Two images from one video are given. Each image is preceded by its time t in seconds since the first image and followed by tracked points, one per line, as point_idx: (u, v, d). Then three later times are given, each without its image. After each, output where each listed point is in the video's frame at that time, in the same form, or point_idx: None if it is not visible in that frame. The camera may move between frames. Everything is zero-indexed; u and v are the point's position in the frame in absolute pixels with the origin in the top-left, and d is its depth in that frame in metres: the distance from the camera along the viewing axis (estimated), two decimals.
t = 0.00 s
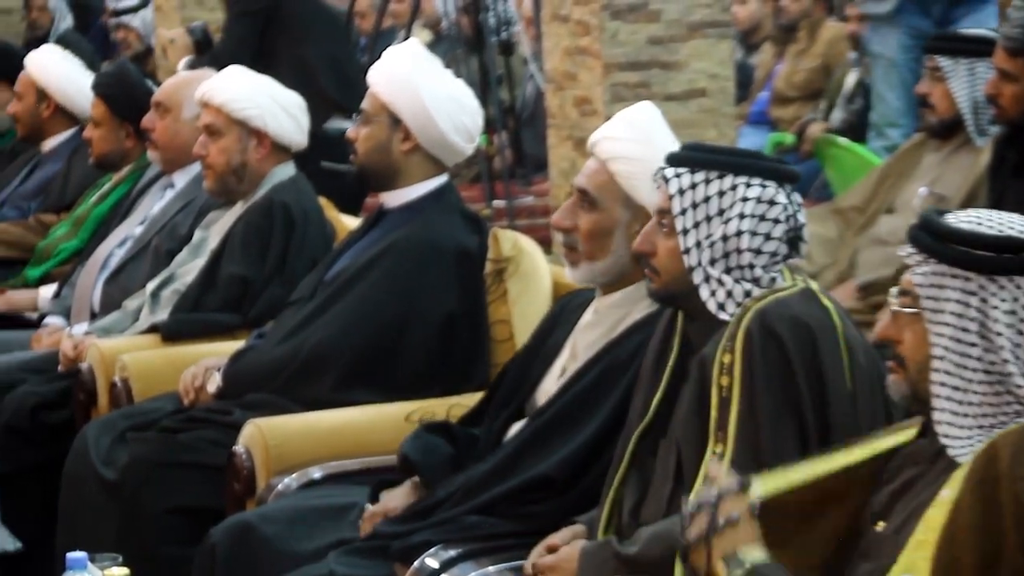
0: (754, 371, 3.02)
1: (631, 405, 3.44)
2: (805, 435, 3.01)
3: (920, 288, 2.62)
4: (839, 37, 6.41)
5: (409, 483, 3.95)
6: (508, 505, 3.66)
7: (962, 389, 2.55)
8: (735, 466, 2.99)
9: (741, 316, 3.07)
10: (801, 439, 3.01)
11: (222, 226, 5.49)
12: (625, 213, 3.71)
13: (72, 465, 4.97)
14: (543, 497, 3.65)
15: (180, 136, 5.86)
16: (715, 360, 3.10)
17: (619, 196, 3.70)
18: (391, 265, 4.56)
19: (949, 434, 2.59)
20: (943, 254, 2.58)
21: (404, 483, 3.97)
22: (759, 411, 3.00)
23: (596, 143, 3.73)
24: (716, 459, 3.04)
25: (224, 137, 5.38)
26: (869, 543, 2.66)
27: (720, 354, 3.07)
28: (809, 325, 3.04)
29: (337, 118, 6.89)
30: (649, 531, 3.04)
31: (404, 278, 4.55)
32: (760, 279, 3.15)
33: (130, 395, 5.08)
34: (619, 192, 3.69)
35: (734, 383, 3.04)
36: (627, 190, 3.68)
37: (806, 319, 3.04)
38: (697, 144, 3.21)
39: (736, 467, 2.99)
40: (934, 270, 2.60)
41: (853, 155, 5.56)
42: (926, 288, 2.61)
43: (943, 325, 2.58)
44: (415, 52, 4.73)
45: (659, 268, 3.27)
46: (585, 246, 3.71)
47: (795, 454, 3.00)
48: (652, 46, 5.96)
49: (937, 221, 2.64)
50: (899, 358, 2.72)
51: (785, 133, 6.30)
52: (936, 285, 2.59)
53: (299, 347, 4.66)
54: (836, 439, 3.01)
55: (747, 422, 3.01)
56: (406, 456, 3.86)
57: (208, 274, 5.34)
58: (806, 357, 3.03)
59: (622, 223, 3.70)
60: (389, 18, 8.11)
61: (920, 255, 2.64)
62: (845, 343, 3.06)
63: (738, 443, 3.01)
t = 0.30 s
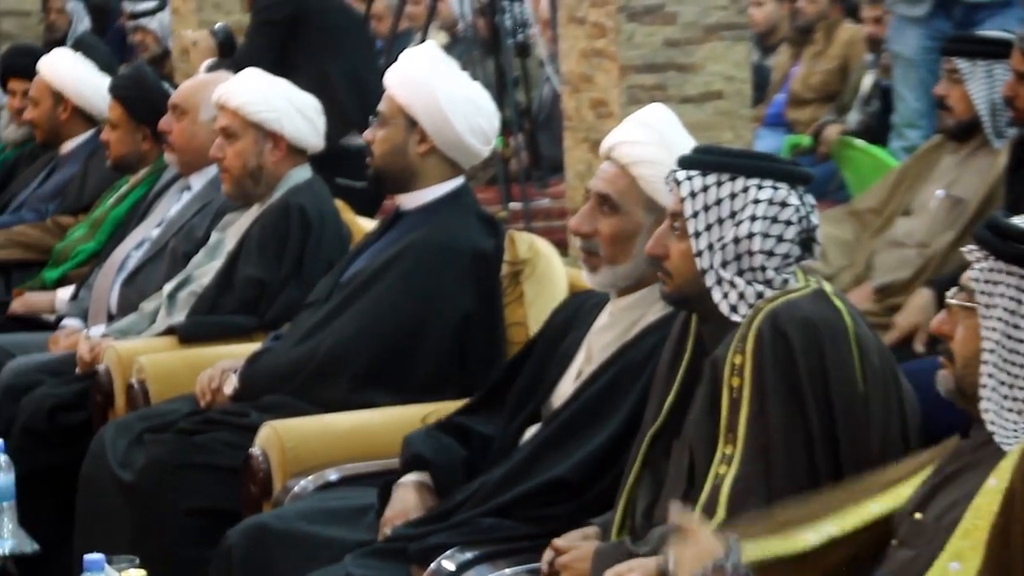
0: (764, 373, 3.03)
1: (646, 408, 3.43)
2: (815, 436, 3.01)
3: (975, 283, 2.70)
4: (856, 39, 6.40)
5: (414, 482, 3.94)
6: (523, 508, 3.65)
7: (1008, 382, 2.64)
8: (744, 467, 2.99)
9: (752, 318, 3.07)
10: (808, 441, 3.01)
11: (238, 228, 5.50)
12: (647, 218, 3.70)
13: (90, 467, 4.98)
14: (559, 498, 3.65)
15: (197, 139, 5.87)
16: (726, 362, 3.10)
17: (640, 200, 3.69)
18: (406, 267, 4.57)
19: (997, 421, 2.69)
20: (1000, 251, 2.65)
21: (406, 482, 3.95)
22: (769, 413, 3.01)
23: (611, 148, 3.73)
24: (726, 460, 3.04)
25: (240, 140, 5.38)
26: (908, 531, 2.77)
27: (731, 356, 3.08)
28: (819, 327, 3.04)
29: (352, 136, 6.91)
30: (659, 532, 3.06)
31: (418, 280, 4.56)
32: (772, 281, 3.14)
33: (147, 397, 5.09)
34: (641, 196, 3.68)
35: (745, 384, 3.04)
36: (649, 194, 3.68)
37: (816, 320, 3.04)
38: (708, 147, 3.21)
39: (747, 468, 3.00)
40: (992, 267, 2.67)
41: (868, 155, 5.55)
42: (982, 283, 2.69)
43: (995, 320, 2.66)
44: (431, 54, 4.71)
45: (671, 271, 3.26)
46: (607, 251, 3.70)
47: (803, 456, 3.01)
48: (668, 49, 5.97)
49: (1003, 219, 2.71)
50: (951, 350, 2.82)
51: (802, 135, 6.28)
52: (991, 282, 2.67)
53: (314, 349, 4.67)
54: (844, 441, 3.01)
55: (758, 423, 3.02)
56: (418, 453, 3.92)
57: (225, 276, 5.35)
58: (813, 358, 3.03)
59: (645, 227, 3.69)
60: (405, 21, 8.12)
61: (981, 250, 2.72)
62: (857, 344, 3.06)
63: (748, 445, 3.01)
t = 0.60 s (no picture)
0: (780, 379, 3.02)
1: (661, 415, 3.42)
2: (831, 444, 2.99)
3: (1004, 284, 2.73)
4: (871, 44, 6.40)
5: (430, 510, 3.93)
6: (539, 512, 3.65)
7: None
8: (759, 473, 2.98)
9: (768, 324, 3.07)
10: (824, 449, 3.00)
11: (254, 232, 5.51)
12: (664, 222, 3.71)
13: (105, 471, 4.99)
14: (573, 504, 3.64)
15: (213, 143, 5.88)
16: (742, 368, 3.10)
17: (659, 206, 3.69)
18: (424, 271, 4.57)
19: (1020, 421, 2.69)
20: None
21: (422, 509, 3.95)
22: (784, 418, 2.99)
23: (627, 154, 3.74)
24: (740, 466, 3.03)
25: (255, 144, 5.40)
26: (926, 535, 2.79)
27: (746, 362, 3.07)
28: (837, 332, 3.04)
29: (366, 143, 6.91)
30: (675, 536, 3.05)
31: (433, 284, 4.56)
32: (789, 287, 3.14)
33: (162, 401, 5.10)
34: (658, 201, 3.69)
35: (761, 390, 3.03)
36: (665, 200, 3.69)
37: (832, 326, 3.04)
38: (724, 152, 3.21)
39: (763, 475, 2.98)
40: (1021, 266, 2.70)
41: (881, 158, 5.47)
42: (1010, 284, 2.72)
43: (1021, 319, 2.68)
44: (446, 58, 4.70)
45: (687, 276, 3.25)
46: (624, 257, 3.71)
47: (818, 460, 2.99)
48: (683, 53, 5.96)
49: None
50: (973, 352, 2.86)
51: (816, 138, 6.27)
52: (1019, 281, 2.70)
53: (329, 352, 4.67)
54: (859, 444, 3.00)
55: (774, 429, 3.01)
56: (432, 461, 3.89)
57: (240, 281, 5.36)
58: (829, 364, 3.02)
59: (662, 232, 3.70)
60: (420, 24, 8.13)
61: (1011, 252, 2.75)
62: (873, 350, 3.06)
63: (764, 450, 3.00)
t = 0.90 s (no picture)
0: (798, 387, 3.00)
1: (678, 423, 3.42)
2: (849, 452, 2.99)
3: None
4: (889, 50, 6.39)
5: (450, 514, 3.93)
6: (556, 519, 3.66)
7: None
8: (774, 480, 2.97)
9: (786, 331, 3.05)
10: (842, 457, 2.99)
11: (272, 237, 5.52)
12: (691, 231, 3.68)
13: (123, 478, 5.01)
14: (590, 511, 3.65)
15: (231, 150, 5.88)
16: (759, 374, 3.08)
17: (686, 215, 3.68)
18: (443, 277, 4.57)
19: None
20: None
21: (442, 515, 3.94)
22: (801, 425, 2.98)
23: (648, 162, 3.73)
24: (754, 472, 3.01)
25: (270, 151, 5.41)
26: (948, 546, 2.81)
27: (763, 369, 3.06)
28: (856, 341, 3.03)
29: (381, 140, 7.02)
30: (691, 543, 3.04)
31: (451, 290, 4.57)
32: (807, 295, 3.13)
33: (181, 407, 5.11)
34: (685, 211, 3.68)
35: (777, 397, 3.02)
36: (691, 207, 3.67)
37: (851, 335, 3.03)
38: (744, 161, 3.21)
39: (779, 482, 2.97)
40: None
41: (902, 165, 5.45)
42: None
43: None
44: (464, 65, 4.71)
45: (706, 284, 3.25)
46: (651, 266, 3.68)
47: (834, 467, 2.99)
48: (701, 59, 5.95)
49: None
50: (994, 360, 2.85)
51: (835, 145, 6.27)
52: None
53: (347, 358, 4.67)
54: (876, 451, 3.00)
55: (790, 436, 2.99)
56: (450, 468, 3.89)
57: (258, 287, 5.36)
58: (847, 372, 3.02)
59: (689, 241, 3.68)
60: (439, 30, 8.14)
61: None
62: (891, 359, 3.05)
63: (780, 456, 2.99)
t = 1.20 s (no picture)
0: (816, 393, 3.00)
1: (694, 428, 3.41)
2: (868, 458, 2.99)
3: None
4: (905, 55, 6.38)
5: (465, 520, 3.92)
6: (572, 525, 3.67)
7: None
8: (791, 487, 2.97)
9: (803, 338, 3.05)
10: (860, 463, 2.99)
11: (287, 243, 5.53)
12: (708, 236, 3.68)
13: (140, 483, 5.02)
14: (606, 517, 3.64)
15: (247, 156, 5.89)
16: (776, 381, 3.08)
17: (704, 221, 3.68)
18: (459, 283, 4.57)
19: None
20: None
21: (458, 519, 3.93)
22: (820, 431, 2.98)
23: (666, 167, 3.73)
24: (772, 479, 3.01)
25: (285, 157, 5.41)
26: (968, 553, 2.80)
27: (781, 375, 3.05)
28: (874, 347, 3.03)
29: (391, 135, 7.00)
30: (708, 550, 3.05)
31: (467, 296, 4.57)
32: (824, 301, 3.13)
33: (197, 413, 5.12)
34: (701, 216, 3.68)
35: (795, 404, 3.02)
36: (706, 212, 3.67)
37: (869, 341, 3.03)
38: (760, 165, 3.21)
39: (796, 489, 2.97)
40: None
41: (919, 172, 5.43)
42: None
43: None
44: (481, 71, 4.70)
45: (723, 289, 3.23)
46: (667, 270, 3.68)
47: (853, 473, 2.98)
48: (716, 65, 5.95)
49: None
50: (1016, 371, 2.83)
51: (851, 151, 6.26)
52: None
53: (363, 364, 4.68)
54: (896, 458, 2.99)
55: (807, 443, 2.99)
56: (466, 472, 3.89)
57: (274, 293, 5.37)
58: (866, 379, 3.01)
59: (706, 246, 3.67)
60: (455, 36, 8.14)
61: None
62: (910, 366, 3.05)
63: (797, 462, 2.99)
